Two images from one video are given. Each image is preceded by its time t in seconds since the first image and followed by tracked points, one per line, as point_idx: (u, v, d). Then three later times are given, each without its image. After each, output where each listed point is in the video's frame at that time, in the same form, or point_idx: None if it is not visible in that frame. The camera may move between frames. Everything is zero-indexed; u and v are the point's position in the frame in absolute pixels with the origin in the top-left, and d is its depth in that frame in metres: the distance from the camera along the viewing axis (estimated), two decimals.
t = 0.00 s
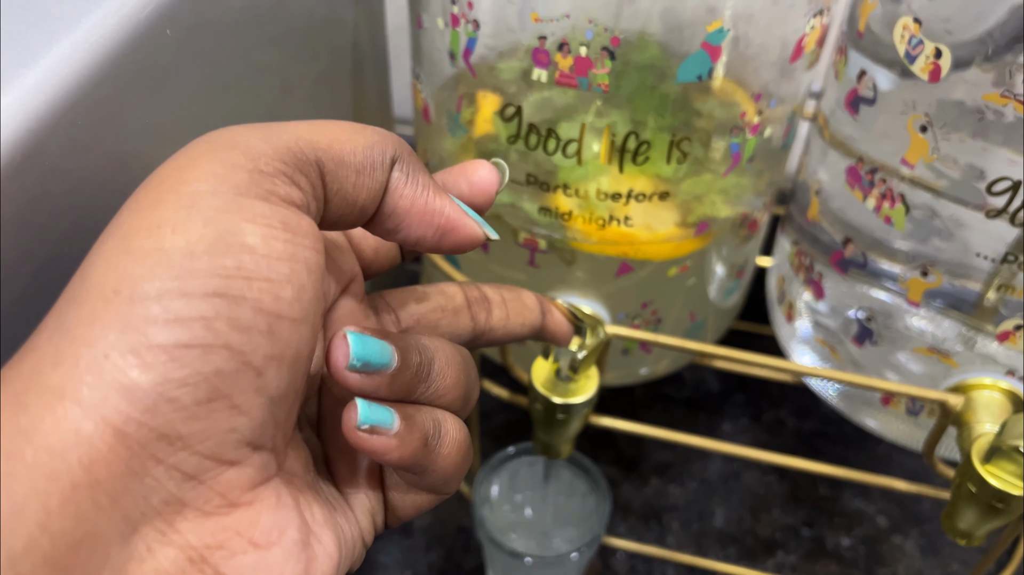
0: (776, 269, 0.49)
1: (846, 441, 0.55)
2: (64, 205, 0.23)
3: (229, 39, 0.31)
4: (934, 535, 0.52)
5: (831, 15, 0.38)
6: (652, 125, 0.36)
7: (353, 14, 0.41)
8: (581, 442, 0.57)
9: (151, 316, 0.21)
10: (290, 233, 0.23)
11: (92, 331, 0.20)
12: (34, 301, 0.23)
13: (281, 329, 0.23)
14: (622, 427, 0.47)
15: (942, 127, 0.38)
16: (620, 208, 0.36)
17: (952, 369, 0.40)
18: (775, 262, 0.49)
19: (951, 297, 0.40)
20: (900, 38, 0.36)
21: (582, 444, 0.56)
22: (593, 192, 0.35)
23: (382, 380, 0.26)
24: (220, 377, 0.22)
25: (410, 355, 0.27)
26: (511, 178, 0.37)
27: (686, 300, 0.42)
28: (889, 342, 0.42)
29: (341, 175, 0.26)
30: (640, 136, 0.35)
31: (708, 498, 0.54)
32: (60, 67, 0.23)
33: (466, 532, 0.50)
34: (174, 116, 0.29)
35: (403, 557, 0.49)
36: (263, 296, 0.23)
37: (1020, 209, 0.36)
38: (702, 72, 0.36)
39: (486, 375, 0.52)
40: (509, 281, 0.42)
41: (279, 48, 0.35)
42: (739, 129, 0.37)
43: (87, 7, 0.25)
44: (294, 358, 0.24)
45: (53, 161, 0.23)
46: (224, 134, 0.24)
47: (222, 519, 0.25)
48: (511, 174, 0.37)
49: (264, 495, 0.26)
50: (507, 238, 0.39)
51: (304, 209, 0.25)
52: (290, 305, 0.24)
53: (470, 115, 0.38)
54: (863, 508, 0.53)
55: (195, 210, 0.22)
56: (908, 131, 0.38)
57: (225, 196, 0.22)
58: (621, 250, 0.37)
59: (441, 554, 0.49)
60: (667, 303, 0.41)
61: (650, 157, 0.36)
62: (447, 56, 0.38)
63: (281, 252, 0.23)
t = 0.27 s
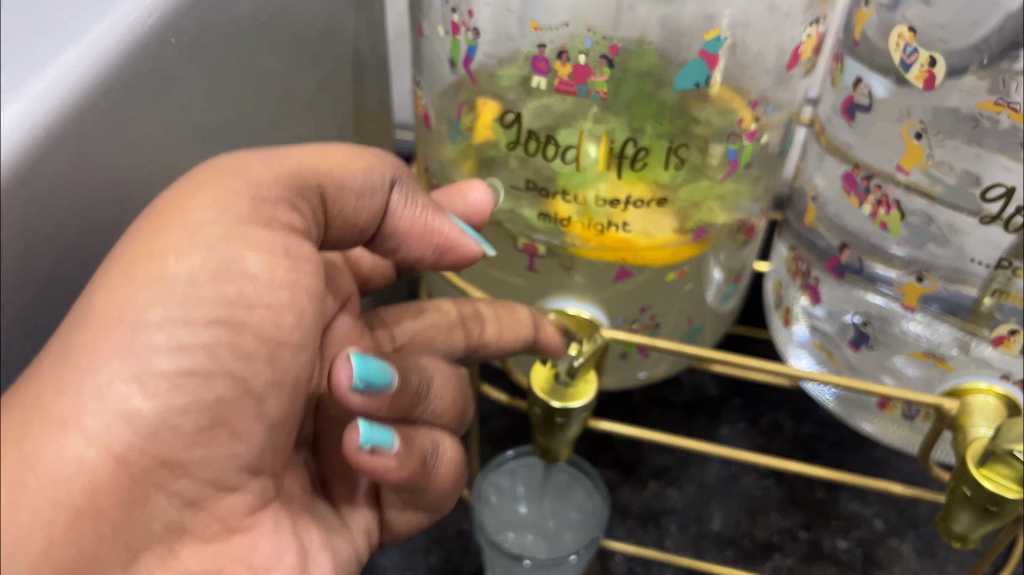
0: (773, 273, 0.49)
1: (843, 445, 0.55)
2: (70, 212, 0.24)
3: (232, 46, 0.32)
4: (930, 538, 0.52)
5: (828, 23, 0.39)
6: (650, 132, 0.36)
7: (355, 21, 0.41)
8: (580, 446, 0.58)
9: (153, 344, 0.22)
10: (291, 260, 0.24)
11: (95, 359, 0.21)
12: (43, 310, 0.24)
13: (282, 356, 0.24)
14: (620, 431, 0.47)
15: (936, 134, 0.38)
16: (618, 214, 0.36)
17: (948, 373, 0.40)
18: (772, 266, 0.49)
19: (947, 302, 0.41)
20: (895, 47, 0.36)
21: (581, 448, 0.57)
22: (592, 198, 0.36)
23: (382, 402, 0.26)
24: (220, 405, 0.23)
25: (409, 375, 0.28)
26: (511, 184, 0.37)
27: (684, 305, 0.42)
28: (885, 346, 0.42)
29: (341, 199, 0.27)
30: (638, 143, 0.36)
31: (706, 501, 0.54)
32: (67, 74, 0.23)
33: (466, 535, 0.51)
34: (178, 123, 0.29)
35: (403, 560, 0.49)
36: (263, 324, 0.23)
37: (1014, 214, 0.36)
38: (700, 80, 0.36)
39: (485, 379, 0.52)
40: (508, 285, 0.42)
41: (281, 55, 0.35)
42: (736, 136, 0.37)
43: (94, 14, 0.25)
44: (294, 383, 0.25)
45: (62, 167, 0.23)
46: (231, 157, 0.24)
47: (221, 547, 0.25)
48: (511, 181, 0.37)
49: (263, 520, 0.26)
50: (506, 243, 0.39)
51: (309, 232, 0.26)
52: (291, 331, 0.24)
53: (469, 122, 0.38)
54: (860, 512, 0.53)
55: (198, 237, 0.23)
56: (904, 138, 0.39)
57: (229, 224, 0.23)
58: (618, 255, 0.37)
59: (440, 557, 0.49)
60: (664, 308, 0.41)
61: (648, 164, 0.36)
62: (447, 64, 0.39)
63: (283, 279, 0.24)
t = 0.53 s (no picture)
0: (765, 280, 0.50)
1: (835, 450, 0.56)
2: (75, 224, 0.24)
3: (233, 60, 0.32)
4: (921, 541, 0.53)
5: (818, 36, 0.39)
6: (644, 143, 0.37)
7: (353, 33, 0.42)
8: (575, 450, 0.58)
9: (205, 515, 0.22)
10: (312, 425, 0.26)
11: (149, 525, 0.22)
12: (51, 323, 0.24)
13: (309, 519, 0.25)
14: (614, 436, 0.48)
15: (923, 146, 0.39)
16: (611, 223, 0.37)
17: (936, 380, 0.41)
18: (764, 274, 0.50)
19: (936, 310, 0.41)
20: (882, 61, 0.37)
21: (576, 452, 0.57)
22: (586, 207, 0.37)
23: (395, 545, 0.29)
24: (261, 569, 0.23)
25: (355, 470, 0.30)
26: (506, 195, 0.38)
27: (677, 312, 0.43)
28: (874, 352, 0.43)
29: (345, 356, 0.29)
30: (631, 155, 0.37)
31: (699, 505, 0.55)
32: (73, 89, 0.24)
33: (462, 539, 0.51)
34: (178, 136, 0.30)
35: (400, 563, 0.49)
36: (294, 486, 0.25)
37: (999, 224, 0.37)
38: (690, 93, 0.37)
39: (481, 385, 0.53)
40: (504, 293, 0.42)
41: (280, 67, 0.36)
42: (727, 147, 0.38)
43: (100, 30, 0.26)
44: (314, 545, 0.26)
45: (67, 178, 0.24)
46: (242, 335, 0.27)
47: None
48: (506, 191, 0.38)
49: None
50: (501, 249, 0.40)
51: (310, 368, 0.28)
52: (314, 492, 0.26)
53: (466, 132, 0.39)
54: (852, 515, 0.54)
55: (237, 409, 0.24)
56: (891, 150, 0.39)
57: (262, 396, 0.25)
58: (611, 265, 0.38)
59: (436, 560, 0.50)
60: (657, 315, 0.42)
61: (641, 175, 0.37)
62: (442, 76, 0.40)
63: (307, 445, 0.26)
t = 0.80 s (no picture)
0: (751, 283, 0.51)
1: (821, 451, 0.57)
2: (77, 230, 0.25)
3: (231, 70, 0.33)
4: (904, 540, 0.54)
5: (801, 46, 0.41)
6: (632, 150, 0.38)
7: (348, 42, 0.43)
8: (566, 451, 0.59)
9: None
10: None
11: None
12: (53, 326, 0.25)
13: None
14: (604, 437, 0.49)
15: (901, 154, 0.39)
16: (600, 229, 0.38)
17: (916, 381, 0.42)
18: (751, 277, 0.51)
19: (916, 313, 0.41)
20: (862, 72, 0.39)
21: (567, 452, 0.58)
22: (575, 214, 0.38)
23: None
24: None
25: None
26: (498, 201, 0.39)
27: (665, 315, 0.44)
28: (855, 354, 0.44)
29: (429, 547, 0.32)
30: (618, 163, 0.38)
31: (687, 504, 0.56)
32: (78, 98, 0.25)
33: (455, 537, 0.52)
34: (179, 144, 0.30)
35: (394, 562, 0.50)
36: None
37: (975, 229, 0.37)
38: (677, 103, 0.38)
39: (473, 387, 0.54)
40: (495, 296, 0.42)
41: (277, 76, 0.37)
42: (712, 155, 0.39)
43: (105, 42, 0.27)
44: None
45: (71, 186, 0.25)
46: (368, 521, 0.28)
47: None
48: (499, 197, 0.39)
49: None
50: (493, 255, 0.40)
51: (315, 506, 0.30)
52: None
53: (459, 139, 0.40)
54: (837, 515, 0.55)
55: None
56: (871, 158, 0.40)
57: None
58: (601, 269, 0.39)
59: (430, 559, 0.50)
60: (645, 319, 0.43)
61: (629, 182, 0.38)
62: (436, 86, 0.41)
63: None
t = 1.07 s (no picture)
0: (742, 278, 0.51)
1: (812, 446, 0.58)
2: (72, 218, 0.25)
3: (226, 64, 0.33)
4: (895, 534, 0.54)
5: (790, 42, 0.41)
6: (625, 146, 0.39)
7: (342, 39, 0.43)
8: (559, 447, 0.59)
9: None
10: None
11: None
12: (48, 314, 0.25)
13: None
14: (596, 431, 0.49)
15: (890, 147, 0.40)
16: (592, 222, 0.38)
17: (904, 374, 0.42)
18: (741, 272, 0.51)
19: (904, 306, 0.42)
20: (850, 66, 0.40)
21: (560, 448, 0.59)
22: (568, 207, 0.38)
23: None
24: None
25: None
26: (490, 195, 0.39)
27: (657, 309, 0.44)
28: (844, 346, 0.44)
29: None
30: (610, 157, 0.38)
31: (679, 498, 0.56)
32: (72, 86, 0.25)
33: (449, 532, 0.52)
34: (174, 136, 0.31)
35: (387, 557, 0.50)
36: None
37: (961, 221, 0.38)
38: (666, 96, 0.39)
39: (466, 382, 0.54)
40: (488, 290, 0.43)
41: (271, 71, 0.37)
42: (702, 149, 0.39)
43: (98, 31, 0.27)
44: None
45: (64, 174, 0.25)
46: None
47: None
48: (490, 191, 0.39)
49: None
50: (486, 249, 0.40)
51: None
52: None
53: (452, 134, 0.41)
54: (827, 509, 0.55)
55: None
56: (859, 151, 0.41)
57: None
58: (592, 262, 0.39)
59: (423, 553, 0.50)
60: (636, 312, 0.43)
61: (620, 176, 0.38)
62: (429, 80, 0.41)
63: None
